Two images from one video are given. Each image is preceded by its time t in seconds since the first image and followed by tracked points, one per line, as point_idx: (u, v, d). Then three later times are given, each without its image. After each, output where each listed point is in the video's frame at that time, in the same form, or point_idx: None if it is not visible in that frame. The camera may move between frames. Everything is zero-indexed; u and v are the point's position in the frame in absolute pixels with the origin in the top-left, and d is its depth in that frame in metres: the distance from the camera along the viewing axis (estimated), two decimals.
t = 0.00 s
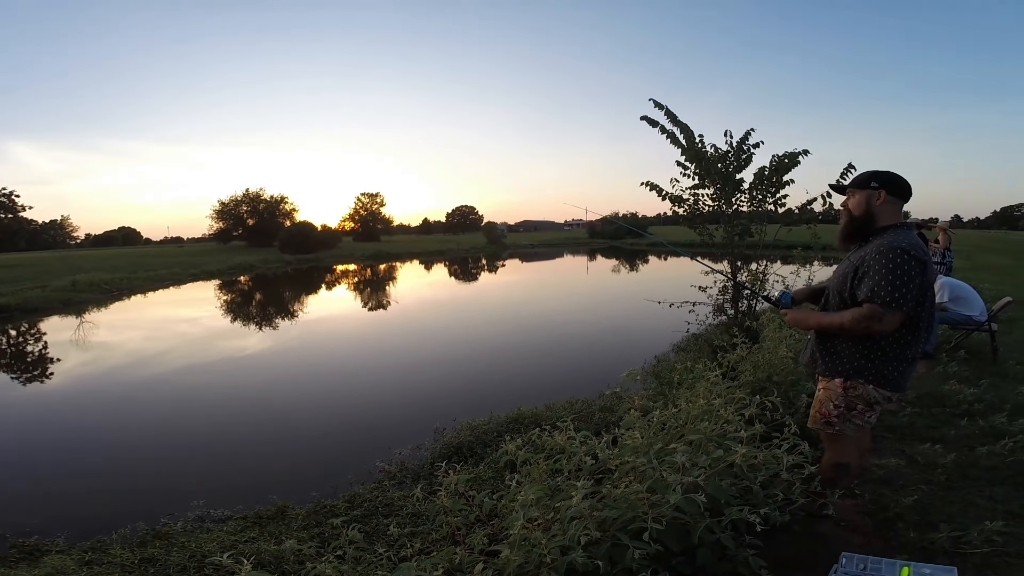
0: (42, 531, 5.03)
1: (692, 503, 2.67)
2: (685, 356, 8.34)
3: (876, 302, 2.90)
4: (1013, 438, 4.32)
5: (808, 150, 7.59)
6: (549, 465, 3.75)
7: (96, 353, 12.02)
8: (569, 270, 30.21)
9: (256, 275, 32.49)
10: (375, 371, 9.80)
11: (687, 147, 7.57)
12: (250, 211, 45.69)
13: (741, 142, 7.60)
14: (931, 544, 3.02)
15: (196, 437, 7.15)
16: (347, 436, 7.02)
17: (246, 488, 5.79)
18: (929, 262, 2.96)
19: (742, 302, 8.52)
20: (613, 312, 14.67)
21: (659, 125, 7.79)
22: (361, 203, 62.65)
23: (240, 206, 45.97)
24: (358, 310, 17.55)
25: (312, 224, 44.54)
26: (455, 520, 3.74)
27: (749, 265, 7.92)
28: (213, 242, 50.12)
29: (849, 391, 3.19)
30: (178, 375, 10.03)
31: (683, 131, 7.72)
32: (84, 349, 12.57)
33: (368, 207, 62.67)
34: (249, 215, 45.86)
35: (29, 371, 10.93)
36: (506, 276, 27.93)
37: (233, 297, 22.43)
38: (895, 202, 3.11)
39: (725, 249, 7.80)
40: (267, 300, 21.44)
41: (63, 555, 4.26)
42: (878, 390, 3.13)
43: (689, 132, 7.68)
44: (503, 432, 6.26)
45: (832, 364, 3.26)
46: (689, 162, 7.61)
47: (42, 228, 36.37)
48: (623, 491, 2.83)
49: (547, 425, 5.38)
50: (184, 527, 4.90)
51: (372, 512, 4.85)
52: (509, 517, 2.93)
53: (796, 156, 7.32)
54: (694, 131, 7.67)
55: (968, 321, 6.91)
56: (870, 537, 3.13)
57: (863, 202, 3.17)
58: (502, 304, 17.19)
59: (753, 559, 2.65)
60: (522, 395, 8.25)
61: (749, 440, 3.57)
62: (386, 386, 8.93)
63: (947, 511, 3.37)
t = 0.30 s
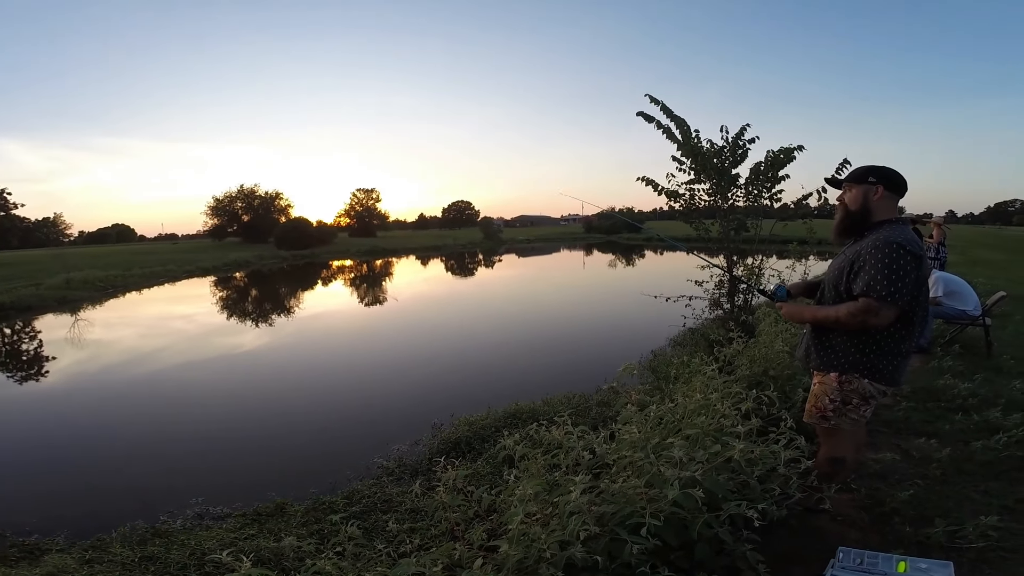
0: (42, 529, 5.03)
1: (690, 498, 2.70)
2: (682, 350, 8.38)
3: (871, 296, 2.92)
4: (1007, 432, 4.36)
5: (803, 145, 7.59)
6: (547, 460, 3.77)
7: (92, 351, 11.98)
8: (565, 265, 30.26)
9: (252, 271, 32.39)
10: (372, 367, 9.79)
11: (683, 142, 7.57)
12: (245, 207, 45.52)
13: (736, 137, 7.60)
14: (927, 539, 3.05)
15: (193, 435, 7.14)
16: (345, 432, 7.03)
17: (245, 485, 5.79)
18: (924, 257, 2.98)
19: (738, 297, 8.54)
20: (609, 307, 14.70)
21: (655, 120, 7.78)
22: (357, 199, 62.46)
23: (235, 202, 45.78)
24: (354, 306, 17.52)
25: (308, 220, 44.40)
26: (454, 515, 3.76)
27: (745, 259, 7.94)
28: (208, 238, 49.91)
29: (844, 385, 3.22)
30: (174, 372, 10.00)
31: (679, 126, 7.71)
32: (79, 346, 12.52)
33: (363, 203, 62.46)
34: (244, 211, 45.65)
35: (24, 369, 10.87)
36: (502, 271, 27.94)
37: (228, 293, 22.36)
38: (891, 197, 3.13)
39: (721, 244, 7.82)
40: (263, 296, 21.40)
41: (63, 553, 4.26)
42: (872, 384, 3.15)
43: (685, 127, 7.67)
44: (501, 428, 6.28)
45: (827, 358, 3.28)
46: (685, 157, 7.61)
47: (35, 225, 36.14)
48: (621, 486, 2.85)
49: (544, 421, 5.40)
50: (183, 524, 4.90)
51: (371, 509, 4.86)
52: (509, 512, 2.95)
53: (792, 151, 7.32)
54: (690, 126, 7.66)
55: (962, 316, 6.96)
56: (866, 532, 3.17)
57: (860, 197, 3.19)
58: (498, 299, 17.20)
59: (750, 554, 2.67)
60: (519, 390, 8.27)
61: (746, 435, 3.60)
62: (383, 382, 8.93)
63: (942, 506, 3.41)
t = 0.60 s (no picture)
0: (47, 527, 5.06)
1: (691, 496, 2.70)
2: (684, 349, 8.37)
3: (872, 294, 2.92)
4: (1010, 431, 4.35)
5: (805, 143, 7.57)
6: (548, 458, 3.78)
7: (96, 351, 12.04)
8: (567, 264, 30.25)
9: (254, 271, 32.46)
10: (375, 366, 9.82)
11: (685, 140, 7.57)
12: (247, 207, 45.64)
13: (738, 135, 7.59)
14: (928, 537, 3.06)
15: (197, 434, 7.16)
16: (347, 431, 7.05)
17: (248, 483, 5.81)
18: (925, 255, 2.97)
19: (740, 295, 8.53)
20: (612, 306, 14.69)
21: (657, 119, 7.78)
22: (359, 198, 62.52)
23: (238, 202, 45.94)
24: (357, 305, 17.55)
25: (310, 220, 44.46)
26: (455, 513, 3.78)
27: (747, 258, 7.93)
28: (211, 238, 50.05)
29: (844, 383, 3.22)
30: (178, 371, 10.04)
31: (681, 125, 7.70)
32: (83, 346, 12.57)
33: (365, 202, 62.51)
34: (247, 211, 45.74)
35: (29, 369, 10.93)
36: (504, 270, 27.93)
37: (231, 293, 22.42)
38: (889, 196, 3.12)
39: (723, 243, 7.81)
40: (265, 295, 21.44)
41: (68, 552, 4.29)
42: (872, 382, 3.15)
43: (686, 125, 7.66)
44: (503, 426, 6.29)
45: (827, 356, 3.28)
46: (687, 156, 7.61)
47: (39, 226, 36.35)
48: (622, 484, 2.86)
49: (546, 419, 5.40)
50: (187, 523, 4.92)
51: (373, 507, 4.87)
52: (510, 510, 2.95)
53: (793, 150, 7.31)
54: (691, 125, 7.66)
55: (966, 314, 6.94)
56: (867, 530, 3.17)
57: (857, 197, 3.20)
58: (500, 298, 17.21)
59: (751, 551, 2.68)
60: (521, 389, 8.28)
61: (747, 433, 3.60)
62: (386, 381, 8.95)
63: (944, 504, 3.41)
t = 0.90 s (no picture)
0: (45, 523, 5.07)
1: (687, 491, 2.72)
2: (681, 345, 8.39)
3: (867, 291, 2.92)
4: (1004, 429, 4.38)
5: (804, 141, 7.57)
6: (546, 453, 3.80)
7: (93, 346, 12.02)
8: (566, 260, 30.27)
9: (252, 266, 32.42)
10: (373, 361, 9.83)
11: (684, 137, 7.56)
12: (245, 202, 45.55)
13: (737, 133, 7.59)
14: (922, 534, 3.08)
15: (195, 429, 7.17)
16: (345, 426, 7.06)
17: (247, 478, 5.83)
18: (920, 253, 2.98)
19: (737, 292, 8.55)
20: (610, 302, 14.72)
21: (656, 116, 7.77)
22: (357, 194, 62.38)
23: (235, 197, 45.84)
24: (355, 301, 17.55)
25: (308, 215, 44.38)
26: (453, 508, 3.80)
27: (745, 255, 7.94)
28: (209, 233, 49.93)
29: (839, 379, 3.23)
30: (176, 366, 10.04)
31: (680, 122, 7.70)
32: (81, 341, 12.55)
33: (363, 197, 62.38)
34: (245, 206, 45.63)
35: (26, 364, 10.91)
36: (502, 266, 27.95)
37: (229, 288, 22.39)
38: (884, 193, 3.13)
39: (721, 240, 7.83)
40: (263, 290, 21.40)
41: (65, 547, 4.30)
42: (867, 378, 3.17)
43: (685, 123, 7.66)
44: (501, 421, 6.31)
45: (823, 353, 3.30)
46: (685, 153, 7.60)
47: (35, 221, 36.22)
48: (619, 479, 2.88)
49: (543, 414, 5.42)
50: (185, 518, 4.93)
51: (371, 502, 4.89)
52: (507, 505, 2.97)
53: (792, 148, 7.31)
54: (691, 122, 7.65)
55: (961, 312, 6.98)
56: (861, 526, 3.20)
57: (852, 195, 3.22)
58: (499, 294, 17.22)
59: (747, 547, 2.69)
60: (519, 385, 8.30)
61: (743, 429, 3.61)
62: (383, 376, 8.96)
63: (938, 501, 3.44)
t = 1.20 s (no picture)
0: (47, 524, 5.08)
1: (686, 487, 2.74)
2: (679, 342, 8.41)
3: (862, 286, 2.95)
4: (1001, 424, 4.41)
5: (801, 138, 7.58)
6: (545, 450, 3.82)
7: (92, 347, 12.01)
8: (564, 257, 30.30)
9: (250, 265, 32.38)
10: (372, 360, 9.84)
11: (681, 135, 7.57)
12: (243, 202, 45.56)
13: (735, 130, 7.60)
14: (920, 529, 3.11)
15: (195, 429, 7.18)
16: (345, 424, 7.09)
17: (247, 478, 5.85)
18: (915, 248, 3.00)
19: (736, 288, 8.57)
20: (609, 299, 14.75)
21: (654, 113, 7.77)
22: (355, 192, 62.32)
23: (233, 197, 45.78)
24: (353, 299, 17.54)
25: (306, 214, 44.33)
26: (453, 506, 3.82)
27: (743, 251, 7.96)
28: (206, 233, 49.84)
29: (836, 374, 3.25)
30: (175, 367, 10.04)
31: (678, 119, 7.70)
32: (79, 342, 12.54)
33: (361, 195, 62.30)
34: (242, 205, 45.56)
35: (25, 366, 10.90)
36: (500, 264, 27.97)
37: (227, 287, 22.36)
38: (879, 188, 3.14)
39: (719, 237, 7.85)
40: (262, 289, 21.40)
41: (68, 548, 4.31)
42: (864, 373, 3.19)
43: (683, 120, 7.66)
44: (500, 419, 6.33)
45: (819, 348, 3.32)
46: (683, 150, 7.61)
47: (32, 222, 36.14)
48: (618, 475, 2.90)
49: (543, 411, 5.43)
50: (186, 517, 4.94)
51: (372, 500, 4.90)
52: (507, 501, 2.99)
53: (790, 145, 7.33)
54: (688, 119, 7.66)
55: (959, 308, 7.01)
56: (860, 522, 3.22)
57: (848, 190, 3.23)
58: (497, 292, 17.23)
59: (746, 542, 2.72)
60: (517, 382, 8.32)
61: (742, 425, 3.63)
62: (383, 374, 8.98)
63: (936, 497, 3.47)
